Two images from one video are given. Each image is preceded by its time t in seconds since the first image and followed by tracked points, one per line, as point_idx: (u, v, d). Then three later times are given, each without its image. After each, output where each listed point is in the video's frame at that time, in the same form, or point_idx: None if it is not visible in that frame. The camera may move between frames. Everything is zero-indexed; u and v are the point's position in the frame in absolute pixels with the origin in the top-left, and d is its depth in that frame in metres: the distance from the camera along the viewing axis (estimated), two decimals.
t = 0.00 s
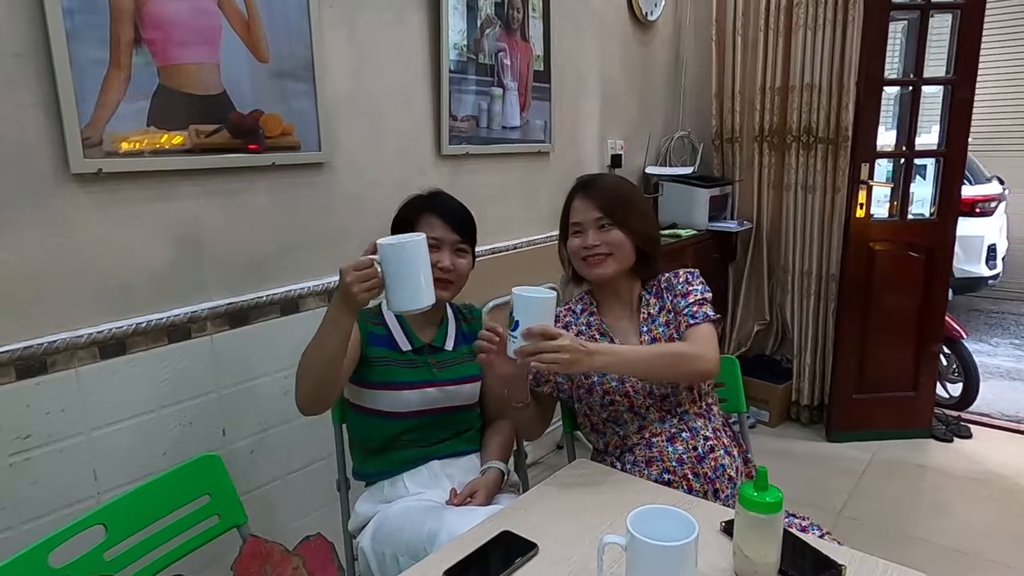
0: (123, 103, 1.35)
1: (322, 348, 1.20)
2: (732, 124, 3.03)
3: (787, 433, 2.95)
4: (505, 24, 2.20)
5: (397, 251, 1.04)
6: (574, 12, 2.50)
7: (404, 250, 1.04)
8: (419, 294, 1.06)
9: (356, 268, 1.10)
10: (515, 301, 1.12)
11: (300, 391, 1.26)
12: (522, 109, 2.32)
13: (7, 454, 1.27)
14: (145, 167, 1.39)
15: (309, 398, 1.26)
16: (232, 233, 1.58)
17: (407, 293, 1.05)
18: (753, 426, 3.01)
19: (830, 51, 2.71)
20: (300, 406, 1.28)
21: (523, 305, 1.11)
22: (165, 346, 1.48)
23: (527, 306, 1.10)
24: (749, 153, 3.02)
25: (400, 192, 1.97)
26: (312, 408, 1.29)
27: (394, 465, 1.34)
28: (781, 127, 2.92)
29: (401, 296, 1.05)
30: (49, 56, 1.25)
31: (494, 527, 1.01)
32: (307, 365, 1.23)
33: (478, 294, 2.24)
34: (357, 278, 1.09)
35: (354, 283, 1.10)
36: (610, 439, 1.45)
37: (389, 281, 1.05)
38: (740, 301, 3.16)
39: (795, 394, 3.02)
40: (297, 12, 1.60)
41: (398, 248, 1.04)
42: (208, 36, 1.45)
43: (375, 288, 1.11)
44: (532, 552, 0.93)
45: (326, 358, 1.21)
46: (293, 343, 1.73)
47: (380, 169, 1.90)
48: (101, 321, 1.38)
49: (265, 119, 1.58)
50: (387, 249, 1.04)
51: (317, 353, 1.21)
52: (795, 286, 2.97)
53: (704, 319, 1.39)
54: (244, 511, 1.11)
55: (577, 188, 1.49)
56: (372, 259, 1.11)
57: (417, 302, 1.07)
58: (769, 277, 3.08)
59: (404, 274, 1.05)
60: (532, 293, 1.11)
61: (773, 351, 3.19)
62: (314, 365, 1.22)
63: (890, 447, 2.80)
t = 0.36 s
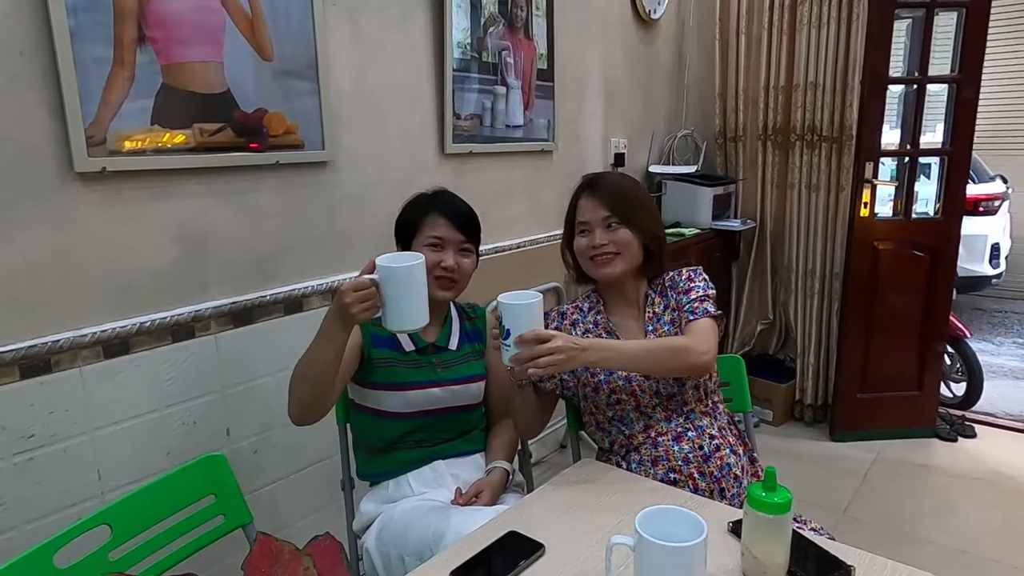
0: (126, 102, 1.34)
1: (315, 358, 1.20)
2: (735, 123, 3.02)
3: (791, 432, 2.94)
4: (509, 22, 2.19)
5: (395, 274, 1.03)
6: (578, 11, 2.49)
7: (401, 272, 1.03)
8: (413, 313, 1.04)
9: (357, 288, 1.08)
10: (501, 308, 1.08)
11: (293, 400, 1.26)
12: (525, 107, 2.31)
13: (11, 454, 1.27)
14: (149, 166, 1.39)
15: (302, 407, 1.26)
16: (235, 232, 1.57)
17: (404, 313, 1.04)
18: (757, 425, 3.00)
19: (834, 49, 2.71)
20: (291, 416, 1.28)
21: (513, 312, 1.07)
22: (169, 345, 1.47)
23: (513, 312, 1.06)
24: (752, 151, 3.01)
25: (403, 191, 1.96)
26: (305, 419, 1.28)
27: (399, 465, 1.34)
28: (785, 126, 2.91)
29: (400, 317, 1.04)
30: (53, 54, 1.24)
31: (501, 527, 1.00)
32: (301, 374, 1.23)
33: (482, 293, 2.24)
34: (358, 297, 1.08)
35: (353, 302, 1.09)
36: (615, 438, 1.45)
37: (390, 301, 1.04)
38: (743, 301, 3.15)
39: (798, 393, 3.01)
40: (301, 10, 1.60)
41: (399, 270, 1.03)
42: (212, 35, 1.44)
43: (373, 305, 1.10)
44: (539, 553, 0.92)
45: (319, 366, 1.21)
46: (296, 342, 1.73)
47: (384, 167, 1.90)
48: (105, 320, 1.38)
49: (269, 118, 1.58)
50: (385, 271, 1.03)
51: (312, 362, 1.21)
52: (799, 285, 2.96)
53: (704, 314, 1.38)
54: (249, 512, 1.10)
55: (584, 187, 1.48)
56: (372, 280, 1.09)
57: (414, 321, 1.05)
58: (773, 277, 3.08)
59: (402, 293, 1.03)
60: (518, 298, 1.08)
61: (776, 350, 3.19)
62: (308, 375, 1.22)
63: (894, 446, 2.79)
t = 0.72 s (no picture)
0: (125, 98, 1.33)
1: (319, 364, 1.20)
2: (736, 120, 3.01)
3: (792, 431, 2.94)
4: (510, 19, 2.18)
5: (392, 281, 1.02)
6: (579, 8, 2.48)
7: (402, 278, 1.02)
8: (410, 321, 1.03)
9: (350, 288, 1.09)
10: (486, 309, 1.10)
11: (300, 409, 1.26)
12: (526, 105, 2.30)
13: (10, 451, 1.26)
14: (148, 162, 1.38)
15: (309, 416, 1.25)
16: (234, 230, 1.57)
17: (398, 321, 1.03)
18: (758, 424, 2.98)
19: (836, 47, 2.70)
20: (300, 426, 1.28)
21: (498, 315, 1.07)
22: (169, 342, 1.47)
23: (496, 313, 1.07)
24: (754, 149, 3.00)
25: (403, 189, 1.96)
26: (313, 427, 1.28)
27: (400, 463, 1.33)
28: (787, 124, 2.90)
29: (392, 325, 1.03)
30: (51, 50, 1.24)
31: (501, 526, 0.99)
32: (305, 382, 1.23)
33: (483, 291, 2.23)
34: (349, 299, 1.09)
35: (347, 305, 1.10)
36: (617, 437, 1.44)
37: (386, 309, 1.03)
38: (745, 299, 3.14)
39: (800, 392, 3.01)
40: (300, 7, 1.59)
41: (399, 277, 1.02)
42: (212, 31, 1.44)
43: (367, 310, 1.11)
44: (539, 552, 0.92)
45: (325, 371, 1.20)
46: (296, 340, 1.72)
47: (384, 165, 1.89)
48: (105, 317, 1.38)
49: (268, 115, 1.57)
50: (384, 277, 1.02)
51: (316, 369, 1.21)
52: (800, 283, 2.95)
53: (710, 314, 1.38)
54: (248, 510, 1.10)
55: (593, 182, 1.47)
56: (368, 282, 1.11)
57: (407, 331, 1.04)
58: (775, 275, 3.06)
59: (400, 301, 1.03)
60: (501, 299, 1.09)
61: (777, 349, 3.18)
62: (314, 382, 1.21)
63: (895, 446, 2.79)
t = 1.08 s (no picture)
0: (123, 95, 1.33)
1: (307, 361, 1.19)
2: (737, 118, 3.01)
3: (792, 430, 2.93)
4: (509, 16, 2.18)
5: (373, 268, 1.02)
6: (579, 6, 2.48)
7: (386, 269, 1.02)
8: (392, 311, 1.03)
9: (334, 279, 1.09)
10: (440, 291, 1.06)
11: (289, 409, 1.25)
12: (526, 103, 2.30)
13: (7, 449, 1.26)
14: (146, 160, 1.38)
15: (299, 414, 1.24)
16: (233, 228, 1.56)
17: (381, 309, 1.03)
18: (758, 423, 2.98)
19: (837, 44, 2.69)
20: (290, 424, 1.27)
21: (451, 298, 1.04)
22: (168, 340, 1.47)
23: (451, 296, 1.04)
24: (754, 148, 2.99)
25: (403, 187, 1.95)
26: (303, 425, 1.27)
27: (400, 462, 1.33)
28: (787, 122, 2.89)
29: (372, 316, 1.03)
30: (49, 47, 1.23)
31: (500, 524, 0.99)
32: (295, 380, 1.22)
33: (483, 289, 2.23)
34: (332, 290, 1.08)
35: (329, 295, 1.09)
36: (617, 435, 1.43)
37: (368, 300, 1.03)
38: (745, 298, 3.14)
39: (800, 391, 3.00)
40: (299, 4, 1.58)
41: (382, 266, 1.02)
42: (211, 28, 1.43)
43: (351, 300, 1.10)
44: (538, 551, 0.91)
45: (313, 366, 1.19)
46: (294, 339, 1.72)
47: (384, 163, 1.89)
48: (103, 315, 1.37)
49: (267, 113, 1.57)
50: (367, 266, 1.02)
51: (303, 365, 1.20)
52: (801, 282, 2.94)
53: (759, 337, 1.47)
54: (246, 509, 1.10)
55: (597, 180, 1.48)
56: (352, 274, 1.10)
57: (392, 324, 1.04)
58: (775, 273, 3.05)
59: (381, 292, 1.03)
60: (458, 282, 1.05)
61: (779, 347, 3.12)
62: (301, 380, 1.20)
63: (896, 444, 2.78)
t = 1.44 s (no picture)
0: (126, 92, 1.33)
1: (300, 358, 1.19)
2: (739, 116, 3.00)
3: (794, 428, 2.93)
4: (511, 13, 2.17)
5: (365, 265, 1.01)
6: (581, 3, 2.47)
7: (377, 265, 1.01)
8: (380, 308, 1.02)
9: (323, 280, 1.09)
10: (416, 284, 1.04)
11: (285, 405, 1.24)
12: (528, 99, 2.29)
13: (11, 446, 1.26)
14: (149, 156, 1.38)
15: (294, 412, 1.24)
16: (236, 224, 1.56)
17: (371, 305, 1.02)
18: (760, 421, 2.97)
19: (840, 41, 2.68)
20: (287, 420, 1.26)
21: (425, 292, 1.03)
22: (170, 337, 1.46)
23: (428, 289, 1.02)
24: (756, 145, 2.99)
25: (405, 183, 1.95)
26: (299, 423, 1.26)
27: (403, 458, 1.33)
28: (789, 119, 2.88)
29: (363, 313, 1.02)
30: (52, 43, 1.23)
31: (506, 520, 0.99)
32: (288, 374, 1.21)
33: (485, 287, 2.22)
34: (323, 289, 1.08)
35: (320, 293, 1.09)
36: (624, 431, 1.43)
37: (359, 295, 1.02)
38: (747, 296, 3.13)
39: (802, 388, 3.00)
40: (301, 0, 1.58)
41: (370, 262, 1.01)
42: (213, 24, 1.43)
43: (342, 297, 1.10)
44: (543, 546, 0.91)
45: (307, 363, 1.19)
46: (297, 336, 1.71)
47: (386, 160, 1.88)
48: (106, 312, 1.37)
49: (269, 109, 1.56)
50: (356, 263, 1.01)
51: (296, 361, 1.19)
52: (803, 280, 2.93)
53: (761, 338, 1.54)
54: (250, 505, 1.10)
55: (609, 175, 1.47)
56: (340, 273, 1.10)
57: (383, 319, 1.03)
58: (777, 271, 3.05)
59: (372, 288, 1.01)
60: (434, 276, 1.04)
61: (781, 345, 3.12)
62: (296, 376, 1.19)
63: (898, 442, 2.78)
